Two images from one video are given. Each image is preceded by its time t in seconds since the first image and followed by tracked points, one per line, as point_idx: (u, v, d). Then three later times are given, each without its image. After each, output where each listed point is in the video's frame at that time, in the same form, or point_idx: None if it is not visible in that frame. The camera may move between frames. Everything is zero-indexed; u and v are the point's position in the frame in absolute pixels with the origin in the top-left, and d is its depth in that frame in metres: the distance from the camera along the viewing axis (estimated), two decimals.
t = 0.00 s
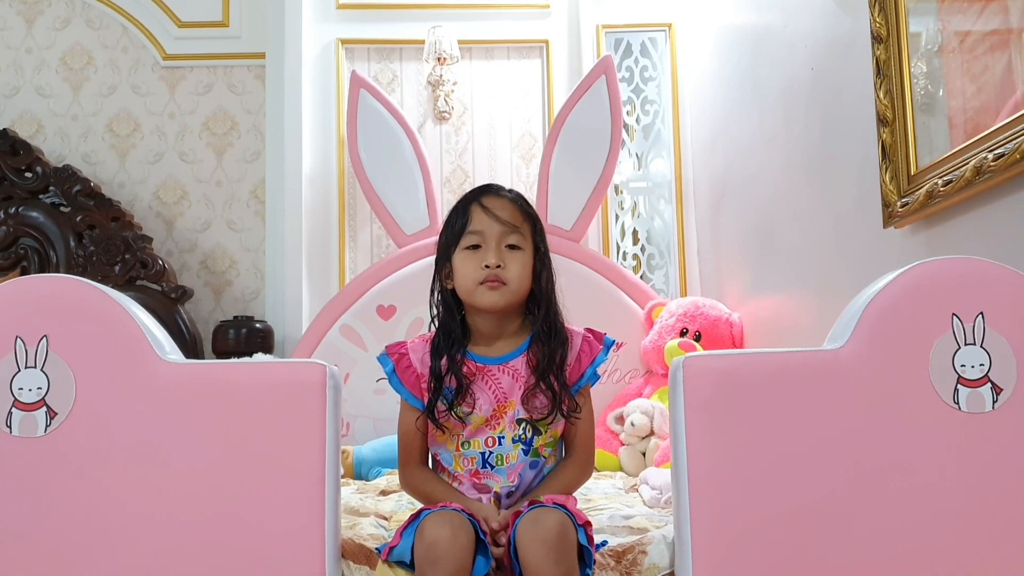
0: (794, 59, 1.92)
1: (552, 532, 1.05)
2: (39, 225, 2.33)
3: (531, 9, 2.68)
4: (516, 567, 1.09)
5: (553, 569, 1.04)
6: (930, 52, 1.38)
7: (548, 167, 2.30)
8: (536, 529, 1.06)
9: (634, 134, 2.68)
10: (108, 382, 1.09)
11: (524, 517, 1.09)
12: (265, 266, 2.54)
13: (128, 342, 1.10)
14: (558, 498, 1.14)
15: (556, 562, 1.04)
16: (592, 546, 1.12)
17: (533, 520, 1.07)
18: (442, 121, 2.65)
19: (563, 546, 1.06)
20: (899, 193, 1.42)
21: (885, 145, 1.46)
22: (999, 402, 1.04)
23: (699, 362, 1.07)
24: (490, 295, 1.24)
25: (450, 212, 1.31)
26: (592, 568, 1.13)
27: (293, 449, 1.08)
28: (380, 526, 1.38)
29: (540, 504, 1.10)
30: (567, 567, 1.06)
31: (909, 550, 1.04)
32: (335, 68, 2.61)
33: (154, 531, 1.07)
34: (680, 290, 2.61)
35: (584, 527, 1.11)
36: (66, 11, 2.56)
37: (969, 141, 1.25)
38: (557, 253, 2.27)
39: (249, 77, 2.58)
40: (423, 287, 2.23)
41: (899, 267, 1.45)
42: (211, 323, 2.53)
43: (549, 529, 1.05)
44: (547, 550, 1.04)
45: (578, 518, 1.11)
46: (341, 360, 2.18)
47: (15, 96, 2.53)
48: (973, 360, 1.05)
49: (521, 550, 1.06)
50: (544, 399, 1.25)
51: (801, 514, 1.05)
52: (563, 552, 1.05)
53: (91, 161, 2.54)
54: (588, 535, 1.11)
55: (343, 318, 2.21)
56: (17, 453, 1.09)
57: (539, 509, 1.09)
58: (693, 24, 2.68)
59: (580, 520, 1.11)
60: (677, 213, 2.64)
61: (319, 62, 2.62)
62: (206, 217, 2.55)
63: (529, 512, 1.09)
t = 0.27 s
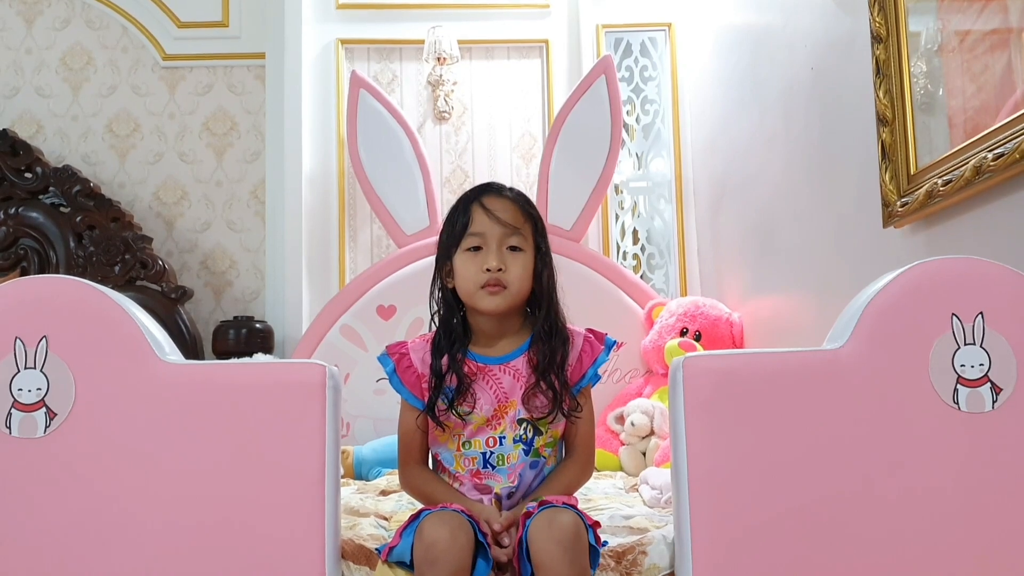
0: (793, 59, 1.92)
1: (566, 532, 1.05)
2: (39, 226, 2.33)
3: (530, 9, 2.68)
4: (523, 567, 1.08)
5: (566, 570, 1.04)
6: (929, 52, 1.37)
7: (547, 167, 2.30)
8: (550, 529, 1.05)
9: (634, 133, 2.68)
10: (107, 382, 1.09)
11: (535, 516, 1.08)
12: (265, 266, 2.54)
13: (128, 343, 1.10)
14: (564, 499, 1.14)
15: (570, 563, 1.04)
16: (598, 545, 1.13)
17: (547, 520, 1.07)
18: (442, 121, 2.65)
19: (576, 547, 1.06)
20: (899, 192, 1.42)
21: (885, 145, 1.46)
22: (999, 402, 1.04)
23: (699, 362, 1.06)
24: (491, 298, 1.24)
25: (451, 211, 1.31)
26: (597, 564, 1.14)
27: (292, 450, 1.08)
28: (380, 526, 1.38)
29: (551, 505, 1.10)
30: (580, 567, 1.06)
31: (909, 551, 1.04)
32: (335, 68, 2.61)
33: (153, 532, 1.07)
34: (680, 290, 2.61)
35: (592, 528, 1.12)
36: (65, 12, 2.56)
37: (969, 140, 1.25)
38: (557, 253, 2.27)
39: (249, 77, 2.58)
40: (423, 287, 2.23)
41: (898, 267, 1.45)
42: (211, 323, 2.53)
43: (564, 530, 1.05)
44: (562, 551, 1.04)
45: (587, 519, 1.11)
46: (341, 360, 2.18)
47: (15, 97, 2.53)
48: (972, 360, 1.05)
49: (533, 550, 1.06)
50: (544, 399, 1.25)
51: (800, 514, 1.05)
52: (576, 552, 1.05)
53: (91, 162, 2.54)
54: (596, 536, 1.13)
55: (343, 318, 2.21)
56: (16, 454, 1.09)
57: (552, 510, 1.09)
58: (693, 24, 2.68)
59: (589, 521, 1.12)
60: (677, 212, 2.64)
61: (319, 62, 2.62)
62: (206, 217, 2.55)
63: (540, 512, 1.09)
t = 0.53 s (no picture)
0: (793, 57, 1.92)
1: (564, 529, 1.05)
2: (39, 224, 2.33)
3: (530, 7, 2.68)
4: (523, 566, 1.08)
5: (565, 569, 1.04)
6: (930, 50, 1.37)
7: (547, 166, 2.29)
8: (549, 528, 1.05)
9: (634, 132, 2.68)
10: (107, 381, 1.09)
11: (533, 515, 1.08)
12: (265, 264, 2.54)
13: (127, 341, 1.10)
14: (564, 497, 1.14)
15: (569, 561, 1.04)
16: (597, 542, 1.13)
17: (545, 518, 1.07)
18: (442, 120, 2.65)
19: (575, 545, 1.05)
20: (900, 190, 1.42)
21: (886, 143, 1.45)
22: (999, 399, 1.04)
23: (699, 360, 1.06)
24: (492, 306, 1.24)
25: (449, 212, 1.29)
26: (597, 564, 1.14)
27: (292, 448, 1.08)
28: (380, 524, 1.38)
29: (550, 503, 1.10)
30: (579, 566, 1.05)
31: (909, 549, 1.04)
32: (335, 67, 2.61)
33: (153, 530, 1.07)
34: (681, 288, 2.61)
35: (591, 526, 1.12)
36: (65, 10, 2.56)
37: (969, 138, 1.25)
38: (557, 251, 2.27)
39: (249, 76, 2.58)
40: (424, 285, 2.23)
41: (899, 265, 1.45)
42: (212, 321, 2.53)
43: (562, 528, 1.05)
44: (561, 550, 1.04)
45: (587, 517, 1.11)
46: (341, 359, 2.18)
47: (15, 95, 2.53)
48: (972, 358, 1.05)
49: (532, 549, 1.05)
50: (545, 399, 1.24)
51: (801, 512, 1.05)
52: (574, 550, 1.05)
53: (91, 160, 2.54)
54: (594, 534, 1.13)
55: (343, 317, 2.21)
56: (16, 452, 1.09)
57: (550, 508, 1.09)
58: (693, 22, 2.67)
59: (588, 519, 1.12)
60: (678, 210, 2.63)
61: (319, 61, 2.62)
62: (207, 216, 2.55)
63: (539, 510, 1.09)
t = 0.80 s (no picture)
0: (793, 56, 1.92)
1: (564, 529, 1.05)
2: (39, 223, 2.33)
3: (530, 6, 2.68)
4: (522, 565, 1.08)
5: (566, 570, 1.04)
6: (930, 49, 1.37)
7: (548, 165, 2.29)
8: (549, 527, 1.05)
9: (635, 131, 2.68)
10: (107, 380, 1.09)
11: (533, 514, 1.08)
12: (265, 263, 2.54)
13: (128, 340, 1.10)
14: (565, 497, 1.14)
15: (569, 561, 1.04)
16: (597, 541, 1.13)
17: (545, 518, 1.07)
18: (442, 119, 2.65)
19: (575, 545, 1.05)
20: (900, 189, 1.42)
21: (886, 142, 1.45)
22: (999, 399, 1.04)
23: (700, 359, 1.06)
24: (491, 309, 1.24)
25: (448, 214, 1.29)
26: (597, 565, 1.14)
27: (292, 448, 1.08)
28: (381, 524, 1.38)
29: (549, 502, 1.10)
30: (579, 566, 1.05)
31: (909, 548, 1.04)
32: (335, 66, 2.61)
33: (153, 529, 1.07)
34: (681, 287, 2.61)
35: (591, 525, 1.12)
36: (65, 9, 2.56)
37: (969, 137, 1.25)
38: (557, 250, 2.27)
39: (249, 75, 2.58)
40: (424, 284, 2.23)
41: (899, 264, 1.45)
42: (212, 320, 2.53)
43: (562, 528, 1.05)
44: (560, 549, 1.04)
45: (587, 517, 1.11)
46: (342, 358, 2.18)
47: (15, 94, 2.53)
48: (972, 357, 1.05)
49: (531, 548, 1.06)
50: (547, 401, 1.25)
51: (801, 512, 1.05)
52: (574, 550, 1.05)
53: (92, 159, 2.54)
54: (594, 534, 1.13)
55: (343, 316, 2.21)
56: (17, 451, 1.09)
57: (550, 507, 1.09)
58: (693, 21, 2.67)
59: (588, 518, 1.12)
60: (678, 209, 2.63)
61: (319, 60, 2.62)
62: (207, 215, 2.54)
63: (539, 509, 1.09)
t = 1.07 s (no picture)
0: (793, 54, 1.92)
1: (564, 527, 1.06)
2: (40, 222, 2.33)
3: (530, 5, 2.68)
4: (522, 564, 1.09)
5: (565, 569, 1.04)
6: (930, 47, 1.37)
7: (548, 163, 2.30)
8: (549, 525, 1.06)
9: (635, 129, 2.68)
10: (107, 379, 1.09)
11: (533, 513, 1.08)
12: (266, 262, 2.54)
13: (129, 339, 1.10)
14: (565, 495, 1.14)
15: (568, 558, 1.04)
16: (597, 540, 1.13)
17: (545, 516, 1.07)
18: (442, 117, 2.65)
19: (575, 544, 1.06)
20: (900, 188, 1.42)
21: (886, 141, 1.45)
22: (998, 397, 1.04)
23: (700, 358, 1.06)
24: (493, 303, 1.24)
25: (450, 211, 1.30)
26: (597, 564, 1.14)
27: (293, 447, 1.09)
28: (381, 522, 1.38)
29: (549, 500, 1.10)
30: (579, 565, 1.06)
31: (909, 546, 1.04)
32: (335, 65, 2.61)
33: (154, 528, 1.08)
34: (681, 286, 2.61)
35: (591, 524, 1.12)
36: (65, 8, 2.56)
37: (969, 136, 1.25)
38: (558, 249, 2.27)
39: (249, 74, 2.58)
40: (425, 283, 2.23)
41: (900, 263, 1.45)
42: (213, 320, 2.53)
43: (561, 526, 1.06)
44: (560, 547, 1.04)
45: (587, 515, 1.11)
46: (342, 357, 2.19)
47: (15, 94, 2.53)
48: (972, 355, 1.05)
49: (531, 546, 1.06)
50: (547, 398, 1.24)
51: (801, 510, 1.05)
52: (574, 548, 1.06)
53: (92, 158, 2.54)
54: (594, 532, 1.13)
55: (344, 315, 2.21)
56: (18, 450, 1.09)
57: (550, 506, 1.09)
58: (693, 20, 2.67)
59: (588, 516, 1.12)
60: (678, 208, 2.64)
61: (319, 59, 2.62)
62: (207, 214, 2.55)
63: (539, 507, 1.09)
